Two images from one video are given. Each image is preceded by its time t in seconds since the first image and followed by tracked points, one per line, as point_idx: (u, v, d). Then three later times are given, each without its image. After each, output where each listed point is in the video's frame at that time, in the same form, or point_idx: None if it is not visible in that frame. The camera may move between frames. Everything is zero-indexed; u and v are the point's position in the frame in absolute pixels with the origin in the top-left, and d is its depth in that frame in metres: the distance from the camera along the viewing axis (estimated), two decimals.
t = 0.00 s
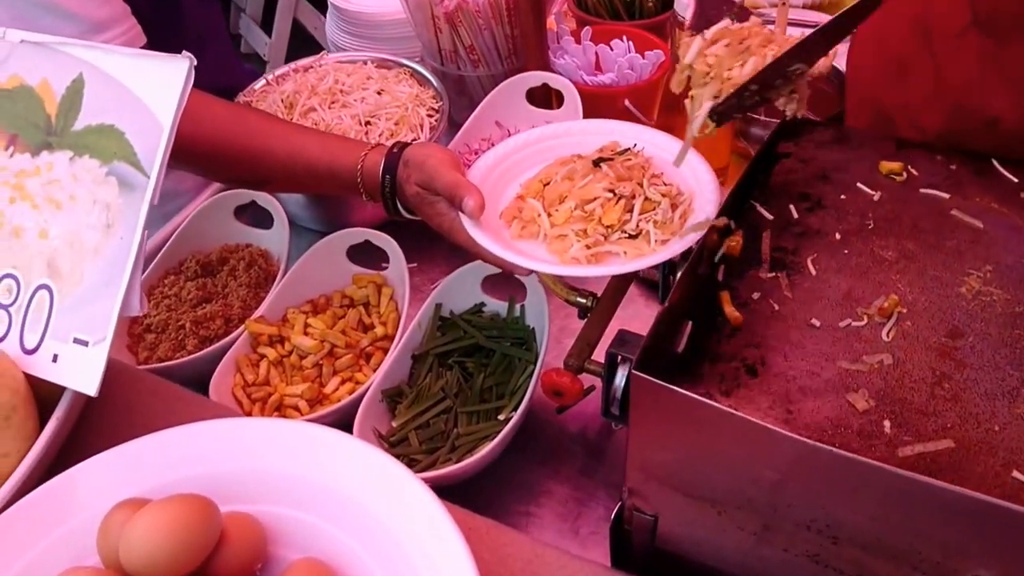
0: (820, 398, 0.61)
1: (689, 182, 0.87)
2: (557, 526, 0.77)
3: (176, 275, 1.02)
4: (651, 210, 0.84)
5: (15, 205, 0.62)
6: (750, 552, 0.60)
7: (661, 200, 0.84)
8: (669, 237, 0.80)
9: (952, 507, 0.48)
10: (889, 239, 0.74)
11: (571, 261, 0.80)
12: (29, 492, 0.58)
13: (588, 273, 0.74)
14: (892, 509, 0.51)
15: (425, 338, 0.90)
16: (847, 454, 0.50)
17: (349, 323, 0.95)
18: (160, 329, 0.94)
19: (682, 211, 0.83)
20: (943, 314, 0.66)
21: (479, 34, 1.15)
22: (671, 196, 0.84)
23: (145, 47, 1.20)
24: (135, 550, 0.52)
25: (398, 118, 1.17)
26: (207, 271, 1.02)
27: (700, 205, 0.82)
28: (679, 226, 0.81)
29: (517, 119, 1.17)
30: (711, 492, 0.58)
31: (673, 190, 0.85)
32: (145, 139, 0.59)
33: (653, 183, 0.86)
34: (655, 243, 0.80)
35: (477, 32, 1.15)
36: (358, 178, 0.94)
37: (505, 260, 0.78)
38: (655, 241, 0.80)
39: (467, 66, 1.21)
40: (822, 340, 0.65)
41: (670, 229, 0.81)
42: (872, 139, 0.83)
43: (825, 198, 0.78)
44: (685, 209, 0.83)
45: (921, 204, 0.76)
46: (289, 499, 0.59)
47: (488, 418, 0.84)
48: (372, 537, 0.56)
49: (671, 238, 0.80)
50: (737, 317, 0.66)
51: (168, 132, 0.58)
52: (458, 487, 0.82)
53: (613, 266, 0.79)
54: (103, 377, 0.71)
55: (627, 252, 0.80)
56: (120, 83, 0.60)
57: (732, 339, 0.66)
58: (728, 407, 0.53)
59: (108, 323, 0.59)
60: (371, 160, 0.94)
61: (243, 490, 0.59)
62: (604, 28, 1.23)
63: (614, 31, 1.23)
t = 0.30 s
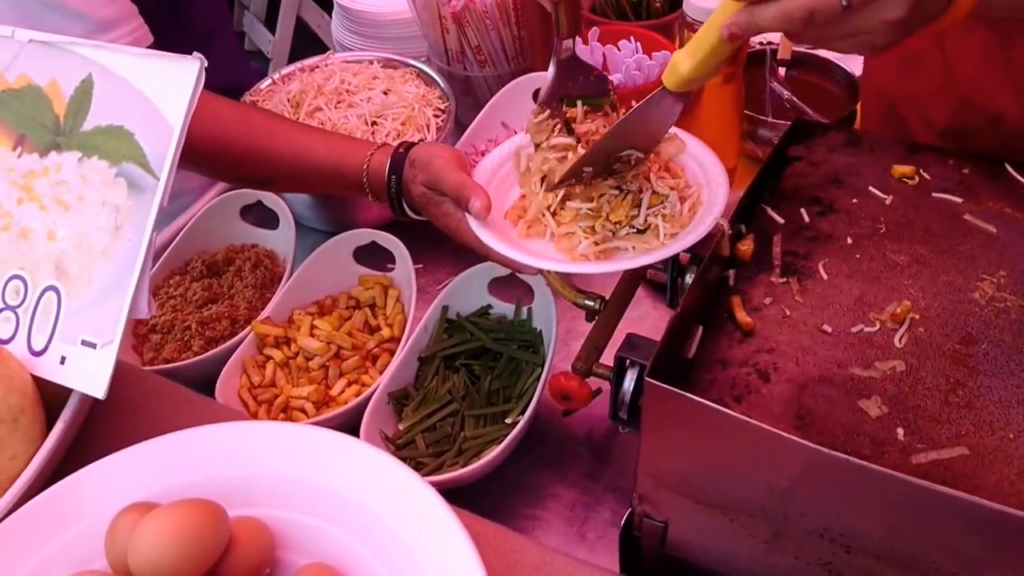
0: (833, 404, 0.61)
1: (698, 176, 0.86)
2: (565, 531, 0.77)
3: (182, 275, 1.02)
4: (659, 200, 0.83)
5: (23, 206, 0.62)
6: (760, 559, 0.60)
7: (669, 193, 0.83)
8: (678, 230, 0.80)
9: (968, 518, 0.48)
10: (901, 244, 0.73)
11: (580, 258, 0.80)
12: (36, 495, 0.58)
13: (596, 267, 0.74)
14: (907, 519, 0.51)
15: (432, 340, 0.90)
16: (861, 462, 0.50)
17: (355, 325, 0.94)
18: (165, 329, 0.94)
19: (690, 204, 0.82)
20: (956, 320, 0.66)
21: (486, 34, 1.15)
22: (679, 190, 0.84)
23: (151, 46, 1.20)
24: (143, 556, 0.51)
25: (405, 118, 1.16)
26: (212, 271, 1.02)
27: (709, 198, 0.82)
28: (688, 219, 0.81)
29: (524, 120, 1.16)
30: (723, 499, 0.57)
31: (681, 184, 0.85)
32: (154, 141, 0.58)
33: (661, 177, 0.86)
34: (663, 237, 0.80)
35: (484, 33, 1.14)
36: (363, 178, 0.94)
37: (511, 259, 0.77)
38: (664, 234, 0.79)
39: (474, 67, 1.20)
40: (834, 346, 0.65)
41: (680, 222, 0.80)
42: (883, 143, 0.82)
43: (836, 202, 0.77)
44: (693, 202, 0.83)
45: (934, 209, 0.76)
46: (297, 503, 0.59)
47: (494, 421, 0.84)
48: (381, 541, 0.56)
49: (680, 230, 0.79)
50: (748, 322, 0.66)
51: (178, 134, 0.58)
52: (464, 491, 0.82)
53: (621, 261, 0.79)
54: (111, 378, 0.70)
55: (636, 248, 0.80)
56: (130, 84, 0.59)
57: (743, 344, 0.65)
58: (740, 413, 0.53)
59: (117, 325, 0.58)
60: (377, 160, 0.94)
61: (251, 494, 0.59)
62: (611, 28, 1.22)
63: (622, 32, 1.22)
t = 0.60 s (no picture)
0: (842, 411, 0.60)
1: (701, 175, 0.86)
2: (570, 535, 0.76)
3: (184, 277, 1.01)
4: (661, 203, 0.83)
5: (27, 208, 0.61)
6: (769, 567, 0.59)
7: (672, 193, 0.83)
8: (682, 230, 0.79)
9: (981, 529, 0.47)
10: (910, 249, 0.73)
11: (582, 262, 0.79)
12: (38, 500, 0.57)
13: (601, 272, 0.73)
14: (918, 528, 0.50)
15: (435, 343, 0.89)
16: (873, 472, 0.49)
17: (358, 327, 0.94)
18: (168, 332, 0.94)
19: (693, 204, 0.82)
20: (966, 327, 0.65)
21: (489, 34, 1.14)
22: (681, 189, 0.84)
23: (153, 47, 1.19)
24: (146, 563, 0.51)
25: (408, 119, 1.16)
26: (214, 273, 1.01)
27: (712, 197, 0.82)
28: (691, 219, 0.80)
29: (527, 121, 1.15)
30: (731, 508, 0.57)
31: (683, 181, 0.84)
32: (159, 144, 0.58)
33: (662, 178, 0.85)
34: (667, 237, 0.79)
35: (487, 33, 1.13)
36: (365, 181, 0.94)
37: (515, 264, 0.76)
38: (667, 236, 0.79)
39: (477, 69, 1.19)
40: (842, 352, 0.64)
41: (683, 222, 0.80)
42: (891, 146, 0.82)
43: (844, 207, 0.77)
44: (696, 201, 0.82)
45: (942, 214, 0.75)
46: (300, 509, 0.58)
47: (498, 426, 0.83)
48: (386, 548, 0.55)
49: (684, 230, 0.79)
50: (756, 328, 0.66)
51: (183, 138, 0.57)
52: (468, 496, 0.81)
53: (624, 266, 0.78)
54: (114, 382, 0.70)
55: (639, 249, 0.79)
56: (135, 87, 0.59)
57: (751, 350, 0.65)
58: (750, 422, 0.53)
59: (121, 329, 0.58)
60: (379, 162, 0.94)
61: (254, 500, 0.58)
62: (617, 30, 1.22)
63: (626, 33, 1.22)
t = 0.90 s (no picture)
0: (849, 418, 0.60)
1: (704, 173, 0.84)
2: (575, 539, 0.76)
3: (186, 278, 1.01)
4: (662, 201, 0.82)
5: (28, 212, 0.60)
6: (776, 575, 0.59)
7: (674, 192, 0.82)
8: (684, 230, 0.79)
9: (990, 540, 0.47)
10: (917, 253, 0.72)
11: (582, 262, 0.78)
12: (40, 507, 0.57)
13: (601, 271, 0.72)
14: (926, 538, 0.50)
15: (438, 345, 0.89)
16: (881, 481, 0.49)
17: (360, 329, 0.93)
18: (170, 333, 0.94)
19: (696, 203, 0.81)
20: (974, 332, 0.65)
21: (492, 34, 1.13)
22: (683, 187, 0.83)
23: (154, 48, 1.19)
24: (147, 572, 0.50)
25: (411, 120, 1.15)
26: (216, 274, 1.01)
27: (715, 195, 0.81)
28: (693, 219, 0.79)
29: (530, 121, 1.14)
30: (738, 516, 0.57)
31: (686, 179, 0.83)
32: (161, 149, 0.57)
33: (664, 176, 0.84)
34: (670, 238, 0.79)
35: (491, 33, 1.12)
36: (366, 181, 0.94)
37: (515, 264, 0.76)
38: (669, 236, 0.78)
39: (480, 69, 1.19)
40: (850, 358, 0.64)
41: (686, 221, 0.79)
42: (898, 149, 0.81)
43: (850, 210, 0.76)
44: (699, 200, 0.81)
45: (950, 217, 0.75)
46: (302, 515, 0.58)
47: (501, 429, 0.83)
48: (390, 555, 0.55)
49: (686, 230, 0.78)
50: (762, 333, 0.65)
51: (184, 144, 0.57)
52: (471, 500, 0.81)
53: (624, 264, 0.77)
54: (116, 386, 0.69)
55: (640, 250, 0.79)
56: (137, 92, 0.58)
57: (757, 355, 0.64)
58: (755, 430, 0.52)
59: (123, 335, 0.57)
60: (379, 162, 0.93)
61: (256, 505, 0.58)
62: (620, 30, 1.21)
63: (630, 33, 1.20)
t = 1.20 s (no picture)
0: (856, 424, 0.59)
1: (708, 177, 0.84)
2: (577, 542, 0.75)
3: (189, 278, 1.00)
4: (666, 205, 0.81)
5: (28, 215, 0.60)
6: None
7: (678, 195, 0.82)
8: (689, 233, 0.78)
9: (998, 548, 0.46)
10: (923, 256, 0.72)
11: (587, 266, 0.77)
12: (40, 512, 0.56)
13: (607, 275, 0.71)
14: (933, 545, 0.49)
15: (441, 347, 0.89)
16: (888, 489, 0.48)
17: (363, 330, 0.93)
18: (173, 333, 0.93)
19: (700, 206, 0.81)
20: (981, 336, 0.65)
21: (495, 33, 1.12)
22: (688, 191, 0.82)
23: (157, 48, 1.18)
24: None
25: (414, 120, 1.15)
26: (219, 274, 1.00)
27: (719, 198, 0.80)
28: (698, 222, 0.79)
29: (534, 121, 1.13)
30: (745, 523, 0.56)
31: (690, 183, 0.83)
32: (162, 153, 0.57)
33: (668, 179, 0.84)
34: (675, 240, 0.78)
35: (494, 32, 1.12)
36: (369, 182, 0.93)
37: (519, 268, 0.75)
38: (674, 239, 0.78)
39: (483, 69, 1.18)
40: (856, 362, 0.63)
41: (690, 225, 0.79)
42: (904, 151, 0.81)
43: (857, 213, 0.76)
44: (703, 203, 0.81)
45: (957, 220, 0.74)
46: (303, 520, 0.57)
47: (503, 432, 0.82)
48: (393, 561, 0.54)
49: (691, 234, 0.77)
50: (768, 336, 0.65)
51: (184, 148, 0.56)
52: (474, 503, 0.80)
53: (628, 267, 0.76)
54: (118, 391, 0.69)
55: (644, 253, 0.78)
56: (139, 94, 0.58)
57: (763, 359, 0.64)
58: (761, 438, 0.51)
59: (124, 340, 0.57)
60: (382, 164, 0.93)
61: (259, 510, 0.57)
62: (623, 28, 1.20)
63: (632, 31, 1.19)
